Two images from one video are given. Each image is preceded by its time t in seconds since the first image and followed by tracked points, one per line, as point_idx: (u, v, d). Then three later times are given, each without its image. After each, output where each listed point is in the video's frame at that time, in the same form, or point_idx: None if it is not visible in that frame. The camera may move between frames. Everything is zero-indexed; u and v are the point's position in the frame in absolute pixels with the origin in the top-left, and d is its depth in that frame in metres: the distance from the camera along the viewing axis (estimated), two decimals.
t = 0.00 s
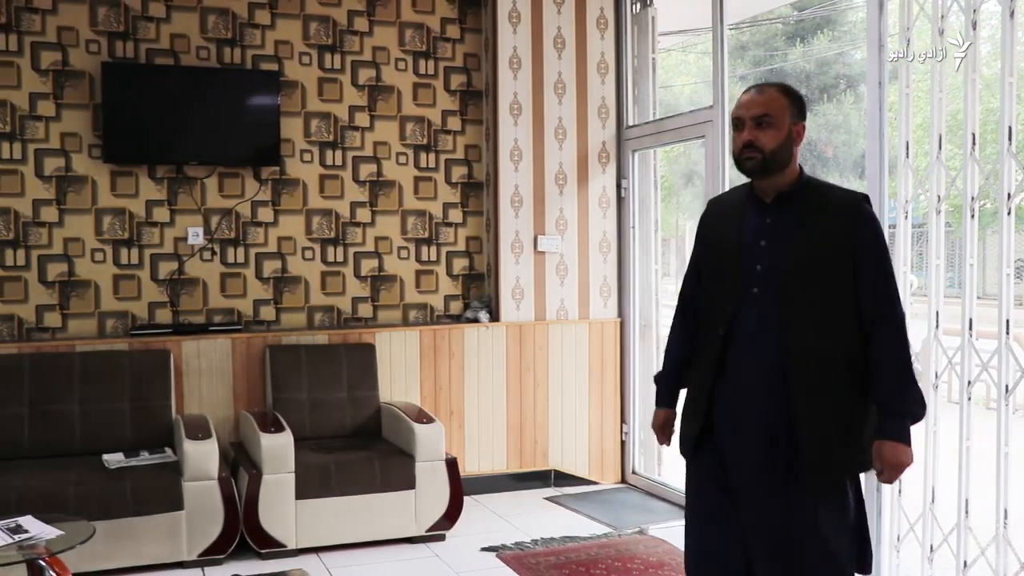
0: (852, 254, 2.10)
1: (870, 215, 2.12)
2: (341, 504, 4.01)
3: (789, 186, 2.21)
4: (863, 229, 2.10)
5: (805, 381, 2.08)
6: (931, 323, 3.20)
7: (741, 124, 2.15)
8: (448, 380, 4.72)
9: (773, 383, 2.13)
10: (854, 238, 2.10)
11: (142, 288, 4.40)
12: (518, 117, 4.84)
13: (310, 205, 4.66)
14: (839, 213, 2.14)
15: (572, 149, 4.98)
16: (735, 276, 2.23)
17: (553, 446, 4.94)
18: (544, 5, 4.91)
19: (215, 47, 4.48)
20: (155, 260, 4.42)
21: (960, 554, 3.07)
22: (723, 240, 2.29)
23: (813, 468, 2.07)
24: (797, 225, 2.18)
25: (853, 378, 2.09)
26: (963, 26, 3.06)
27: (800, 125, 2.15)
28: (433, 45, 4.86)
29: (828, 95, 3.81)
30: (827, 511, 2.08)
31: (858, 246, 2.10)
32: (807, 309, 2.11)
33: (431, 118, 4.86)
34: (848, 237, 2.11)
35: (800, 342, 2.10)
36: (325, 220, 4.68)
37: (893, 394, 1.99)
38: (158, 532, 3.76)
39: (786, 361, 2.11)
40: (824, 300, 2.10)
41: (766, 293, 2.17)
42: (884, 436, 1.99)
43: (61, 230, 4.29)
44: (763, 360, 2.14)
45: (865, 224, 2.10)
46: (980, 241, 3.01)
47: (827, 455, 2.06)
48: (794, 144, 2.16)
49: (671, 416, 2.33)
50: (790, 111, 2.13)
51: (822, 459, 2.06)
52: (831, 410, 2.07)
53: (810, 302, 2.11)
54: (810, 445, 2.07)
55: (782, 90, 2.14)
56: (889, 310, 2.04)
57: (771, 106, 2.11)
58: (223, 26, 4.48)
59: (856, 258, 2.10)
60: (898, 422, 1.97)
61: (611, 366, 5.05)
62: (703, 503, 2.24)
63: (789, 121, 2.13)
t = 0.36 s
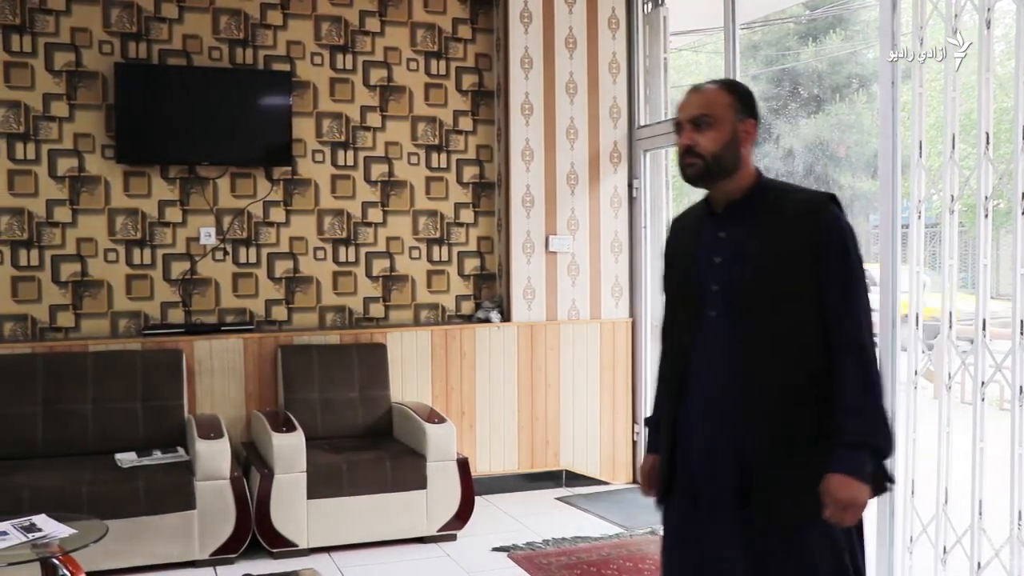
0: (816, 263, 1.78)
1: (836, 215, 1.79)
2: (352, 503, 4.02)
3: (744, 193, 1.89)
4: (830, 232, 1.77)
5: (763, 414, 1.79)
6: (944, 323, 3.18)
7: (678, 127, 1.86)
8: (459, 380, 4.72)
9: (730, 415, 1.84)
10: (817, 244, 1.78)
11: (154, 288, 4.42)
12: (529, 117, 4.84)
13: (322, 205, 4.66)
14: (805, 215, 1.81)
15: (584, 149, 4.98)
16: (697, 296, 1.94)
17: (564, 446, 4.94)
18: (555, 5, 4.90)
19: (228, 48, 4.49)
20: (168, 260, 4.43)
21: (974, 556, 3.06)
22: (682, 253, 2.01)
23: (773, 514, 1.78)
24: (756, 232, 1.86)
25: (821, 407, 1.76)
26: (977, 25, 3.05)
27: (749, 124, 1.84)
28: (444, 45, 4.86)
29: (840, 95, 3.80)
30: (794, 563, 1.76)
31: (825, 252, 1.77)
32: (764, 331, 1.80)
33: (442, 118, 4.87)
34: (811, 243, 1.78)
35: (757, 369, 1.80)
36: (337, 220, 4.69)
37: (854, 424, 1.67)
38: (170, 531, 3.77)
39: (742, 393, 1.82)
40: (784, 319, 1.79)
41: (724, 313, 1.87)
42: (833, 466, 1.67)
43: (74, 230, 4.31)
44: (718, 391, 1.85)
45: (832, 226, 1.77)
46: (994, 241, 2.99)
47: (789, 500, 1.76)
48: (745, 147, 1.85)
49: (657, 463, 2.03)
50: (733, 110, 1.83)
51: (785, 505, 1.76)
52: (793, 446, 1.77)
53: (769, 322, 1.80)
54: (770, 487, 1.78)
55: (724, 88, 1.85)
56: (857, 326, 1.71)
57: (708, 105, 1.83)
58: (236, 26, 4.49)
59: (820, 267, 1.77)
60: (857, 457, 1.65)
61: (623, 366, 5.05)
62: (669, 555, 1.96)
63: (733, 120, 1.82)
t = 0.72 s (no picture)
0: (750, 246, 1.59)
1: (780, 194, 1.59)
2: (380, 502, 4.04)
3: (689, 167, 1.71)
4: (770, 214, 1.57)
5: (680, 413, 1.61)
6: (980, 323, 3.13)
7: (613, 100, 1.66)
8: (486, 378, 4.72)
9: (646, 409, 1.66)
10: (753, 226, 1.59)
11: (183, 288, 4.45)
12: (556, 117, 4.83)
13: (349, 205, 4.68)
14: (744, 191, 1.62)
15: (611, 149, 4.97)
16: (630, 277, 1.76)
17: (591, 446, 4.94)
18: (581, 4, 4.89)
19: (255, 49, 4.52)
20: (197, 260, 4.47)
21: (1012, 563, 3.02)
22: (625, 223, 1.86)
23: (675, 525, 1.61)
24: (693, 209, 1.68)
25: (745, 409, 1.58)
26: (1013, 20, 3.00)
27: (694, 93, 1.65)
28: (471, 46, 4.86)
29: (869, 93, 3.76)
30: None
31: (761, 236, 1.58)
32: (690, 318, 1.62)
33: (469, 119, 4.87)
34: (745, 224, 1.60)
35: (679, 361, 1.62)
36: (364, 220, 4.70)
37: (771, 436, 1.50)
38: (199, 528, 3.81)
39: (660, 386, 1.63)
40: (713, 308, 1.60)
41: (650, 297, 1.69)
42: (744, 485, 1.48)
43: (105, 230, 4.36)
44: (637, 381, 1.68)
45: (772, 207, 1.58)
46: None
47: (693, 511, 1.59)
48: (689, 119, 1.67)
49: (553, 447, 1.81)
50: (678, 78, 1.63)
51: (689, 517, 1.59)
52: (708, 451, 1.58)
53: (696, 308, 1.61)
54: (676, 493, 1.61)
55: (664, 53, 1.65)
56: (789, 324, 1.51)
57: (650, 75, 1.62)
58: (263, 28, 4.52)
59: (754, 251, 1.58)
60: (766, 474, 1.47)
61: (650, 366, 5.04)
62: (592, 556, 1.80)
63: (677, 90, 1.63)
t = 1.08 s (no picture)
0: (687, 262, 1.30)
1: (721, 197, 1.28)
2: (447, 501, 4.08)
3: (633, 162, 1.41)
4: (707, 223, 1.27)
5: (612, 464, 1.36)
6: None
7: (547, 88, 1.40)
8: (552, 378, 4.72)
9: (570, 449, 1.40)
10: (687, 239, 1.29)
11: (254, 287, 4.51)
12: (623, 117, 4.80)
13: (417, 205, 4.68)
14: (680, 193, 1.33)
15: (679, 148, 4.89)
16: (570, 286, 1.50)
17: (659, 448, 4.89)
18: (648, 3, 4.86)
19: (324, 51, 4.56)
20: (268, 259, 4.51)
21: None
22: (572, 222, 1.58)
23: None
24: (628, 209, 1.39)
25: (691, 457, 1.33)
26: None
27: (638, 79, 1.36)
28: (537, 45, 4.84)
29: (944, 89, 3.78)
30: None
31: (698, 251, 1.28)
32: (615, 353, 1.35)
33: (536, 118, 4.83)
34: (678, 235, 1.30)
35: (605, 404, 1.36)
36: (432, 219, 4.70)
37: (715, 501, 1.23)
38: (269, 524, 3.87)
39: (585, 433, 1.38)
40: (641, 340, 1.33)
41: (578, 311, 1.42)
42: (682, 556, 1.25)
43: (179, 230, 4.44)
44: (559, 423, 1.42)
45: (710, 214, 1.27)
46: None
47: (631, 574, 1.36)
48: (635, 111, 1.38)
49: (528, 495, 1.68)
50: (617, 63, 1.35)
51: None
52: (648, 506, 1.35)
53: (622, 341, 1.34)
54: (612, 554, 1.37)
55: (601, 33, 1.36)
56: (732, 362, 1.23)
57: (583, 61, 1.35)
58: (332, 30, 4.56)
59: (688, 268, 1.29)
60: (712, 548, 1.22)
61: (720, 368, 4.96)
62: None
63: (616, 76, 1.35)
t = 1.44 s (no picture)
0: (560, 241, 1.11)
1: (611, 176, 1.10)
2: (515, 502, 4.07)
3: (533, 145, 1.23)
4: (592, 200, 1.09)
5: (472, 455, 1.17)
6: None
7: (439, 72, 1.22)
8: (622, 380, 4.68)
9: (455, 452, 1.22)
10: (565, 219, 1.11)
11: (326, 286, 4.58)
12: (694, 115, 4.75)
13: (486, 205, 4.71)
14: (571, 166, 1.15)
15: (750, 147, 4.82)
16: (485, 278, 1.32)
17: (728, 450, 4.83)
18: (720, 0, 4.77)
19: (395, 53, 4.60)
20: (339, 258, 4.58)
21: None
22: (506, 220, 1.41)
23: None
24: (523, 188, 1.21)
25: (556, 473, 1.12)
26: None
27: (530, 55, 1.19)
28: (607, 45, 4.79)
29: None
30: None
31: (579, 229, 1.10)
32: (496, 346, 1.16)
33: (606, 118, 4.80)
34: (558, 209, 1.12)
35: (476, 393, 1.17)
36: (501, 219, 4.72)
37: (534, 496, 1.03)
38: (338, 521, 3.91)
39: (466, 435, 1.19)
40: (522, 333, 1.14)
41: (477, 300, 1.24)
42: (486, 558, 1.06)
43: (252, 230, 4.52)
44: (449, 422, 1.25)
45: (593, 190, 1.09)
46: None
47: None
48: (531, 91, 1.21)
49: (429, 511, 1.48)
50: (503, 41, 1.18)
51: None
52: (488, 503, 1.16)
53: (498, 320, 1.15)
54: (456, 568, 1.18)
55: (487, 9, 1.20)
56: (595, 360, 1.04)
57: (466, 42, 1.18)
58: (402, 32, 4.60)
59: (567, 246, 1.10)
60: (517, 548, 1.03)
61: (792, 370, 4.87)
62: None
63: (503, 55, 1.18)
